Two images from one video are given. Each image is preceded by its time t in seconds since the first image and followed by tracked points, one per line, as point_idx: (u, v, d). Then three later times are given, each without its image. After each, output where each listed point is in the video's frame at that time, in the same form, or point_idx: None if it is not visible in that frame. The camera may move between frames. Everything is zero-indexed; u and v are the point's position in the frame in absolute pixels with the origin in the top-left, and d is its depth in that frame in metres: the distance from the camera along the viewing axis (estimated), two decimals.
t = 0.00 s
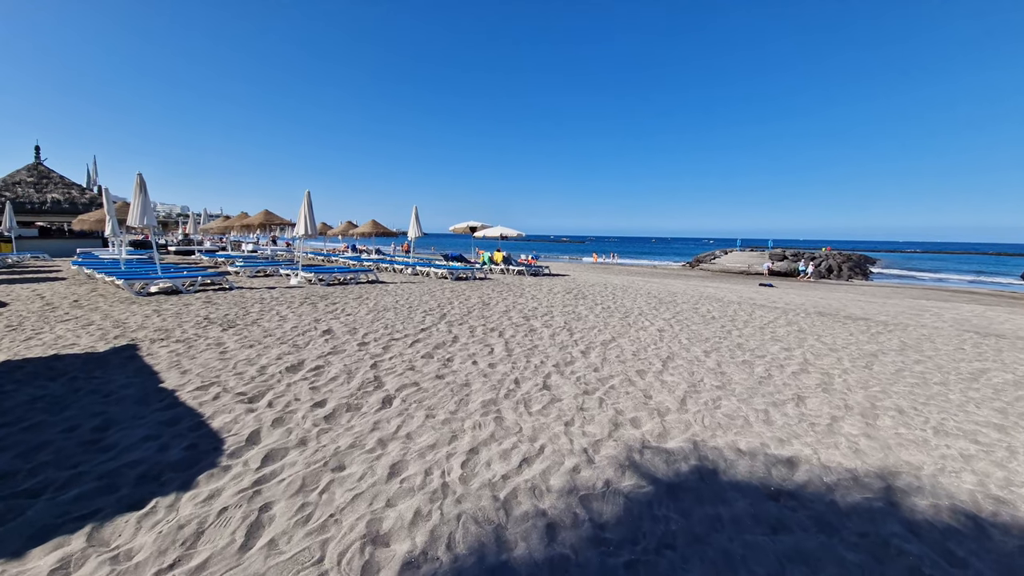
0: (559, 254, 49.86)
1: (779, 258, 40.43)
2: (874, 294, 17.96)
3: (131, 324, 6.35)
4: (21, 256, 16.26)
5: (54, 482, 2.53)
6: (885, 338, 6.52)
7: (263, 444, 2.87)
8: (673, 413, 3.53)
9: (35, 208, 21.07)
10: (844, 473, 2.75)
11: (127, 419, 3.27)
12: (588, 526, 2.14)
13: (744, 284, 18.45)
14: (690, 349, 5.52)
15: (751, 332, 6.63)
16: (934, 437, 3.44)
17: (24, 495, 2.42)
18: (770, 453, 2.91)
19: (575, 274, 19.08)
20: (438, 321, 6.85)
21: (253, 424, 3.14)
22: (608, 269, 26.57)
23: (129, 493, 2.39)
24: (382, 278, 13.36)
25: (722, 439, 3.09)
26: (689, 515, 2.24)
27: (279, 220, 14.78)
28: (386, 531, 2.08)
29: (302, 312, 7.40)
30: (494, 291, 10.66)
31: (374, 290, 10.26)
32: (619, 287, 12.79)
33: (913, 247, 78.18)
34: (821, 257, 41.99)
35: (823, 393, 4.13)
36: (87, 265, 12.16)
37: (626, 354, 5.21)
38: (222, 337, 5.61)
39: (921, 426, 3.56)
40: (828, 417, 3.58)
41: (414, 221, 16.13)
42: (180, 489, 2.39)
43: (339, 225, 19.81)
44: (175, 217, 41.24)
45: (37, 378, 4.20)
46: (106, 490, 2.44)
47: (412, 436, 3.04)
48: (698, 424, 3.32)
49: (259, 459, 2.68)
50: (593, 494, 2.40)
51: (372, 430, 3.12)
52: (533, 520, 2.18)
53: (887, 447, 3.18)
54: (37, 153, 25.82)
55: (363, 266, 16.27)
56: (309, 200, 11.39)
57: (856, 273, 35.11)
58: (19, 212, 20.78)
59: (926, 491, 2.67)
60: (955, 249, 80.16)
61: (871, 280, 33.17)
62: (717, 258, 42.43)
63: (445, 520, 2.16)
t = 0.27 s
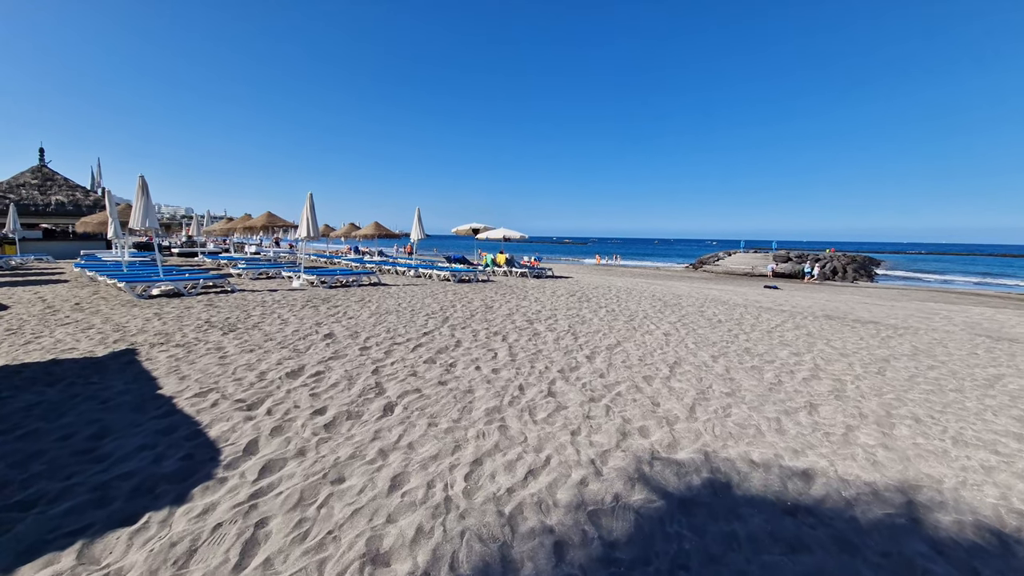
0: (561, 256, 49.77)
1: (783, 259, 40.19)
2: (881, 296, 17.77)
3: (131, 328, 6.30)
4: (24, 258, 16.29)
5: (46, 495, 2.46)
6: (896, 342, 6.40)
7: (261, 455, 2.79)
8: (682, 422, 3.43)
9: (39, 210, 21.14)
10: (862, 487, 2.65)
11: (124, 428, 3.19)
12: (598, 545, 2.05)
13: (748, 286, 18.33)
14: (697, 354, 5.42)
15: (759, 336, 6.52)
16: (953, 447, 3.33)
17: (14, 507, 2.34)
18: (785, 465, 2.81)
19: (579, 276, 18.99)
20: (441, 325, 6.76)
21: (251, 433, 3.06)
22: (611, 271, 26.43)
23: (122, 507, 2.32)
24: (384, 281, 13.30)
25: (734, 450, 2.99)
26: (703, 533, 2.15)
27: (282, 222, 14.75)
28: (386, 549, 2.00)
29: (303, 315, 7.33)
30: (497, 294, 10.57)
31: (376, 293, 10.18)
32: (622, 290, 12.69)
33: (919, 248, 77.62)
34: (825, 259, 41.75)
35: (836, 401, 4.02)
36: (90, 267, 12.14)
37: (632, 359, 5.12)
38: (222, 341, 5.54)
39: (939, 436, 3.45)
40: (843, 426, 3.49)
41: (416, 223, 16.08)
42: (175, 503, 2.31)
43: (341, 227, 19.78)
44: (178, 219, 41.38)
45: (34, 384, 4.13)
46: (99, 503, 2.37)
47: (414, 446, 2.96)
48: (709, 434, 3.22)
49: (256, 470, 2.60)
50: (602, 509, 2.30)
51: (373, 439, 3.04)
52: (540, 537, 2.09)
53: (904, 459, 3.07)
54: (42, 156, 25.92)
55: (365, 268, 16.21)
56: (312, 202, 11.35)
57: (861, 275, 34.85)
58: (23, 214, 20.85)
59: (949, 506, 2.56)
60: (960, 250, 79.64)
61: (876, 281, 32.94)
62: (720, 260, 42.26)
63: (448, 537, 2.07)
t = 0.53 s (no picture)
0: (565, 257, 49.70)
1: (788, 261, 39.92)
2: (888, 298, 17.58)
3: (132, 330, 6.25)
4: (30, 258, 16.37)
5: (39, 503, 2.39)
6: (907, 346, 6.27)
7: (259, 462, 2.72)
8: (692, 429, 3.33)
9: (44, 211, 21.28)
10: (882, 500, 2.55)
11: (121, 435, 3.13)
12: (608, 561, 1.96)
13: (754, 288, 18.17)
14: (705, 358, 5.32)
15: (768, 339, 6.40)
16: (973, 457, 3.22)
17: (5, 517, 2.28)
18: (801, 476, 2.71)
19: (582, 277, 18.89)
20: (444, 327, 6.68)
21: (249, 439, 2.99)
22: (615, 272, 26.29)
23: (116, 517, 2.25)
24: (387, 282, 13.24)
25: (746, 459, 2.89)
26: (718, 549, 2.05)
27: (285, 223, 14.73)
28: (387, 565, 1.92)
29: (305, 317, 7.27)
30: (501, 295, 10.50)
31: (379, 295, 10.12)
32: (627, 291, 12.58)
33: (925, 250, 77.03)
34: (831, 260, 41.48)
35: (850, 407, 3.91)
36: (94, 268, 12.16)
37: (638, 363, 5.02)
38: (223, 343, 5.48)
39: (958, 445, 3.34)
40: (858, 434, 3.40)
41: (420, 224, 16.03)
42: (169, 514, 2.24)
43: (345, 228, 19.77)
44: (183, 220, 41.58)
45: (33, 387, 4.08)
46: (92, 513, 2.30)
47: (416, 453, 2.88)
48: (720, 441, 3.12)
49: (254, 478, 2.53)
50: (611, 522, 2.21)
51: (375, 446, 2.96)
52: (548, 553, 2.00)
53: (923, 470, 2.97)
54: (47, 156, 26.05)
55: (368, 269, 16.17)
56: (315, 203, 11.31)
57: (868, 277, 34.57)
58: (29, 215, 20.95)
59: (973, 520, 2.46)
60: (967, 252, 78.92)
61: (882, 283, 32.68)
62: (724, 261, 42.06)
63: (451, 552, 1.99)
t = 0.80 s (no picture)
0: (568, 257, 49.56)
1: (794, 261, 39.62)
2: (896, 299, 17.36)
3: (133, 330, 6.20)
4: (35, 258, 16.42)
5: (29, 511, 2.31)
6: (922, 348, 6.13)
7: (257, 469, 2.63)
8: (704, 434, 3.22)
9: (50, 211, 21.38)
10: (906, 511, 2.44)
11: (117, 439, 3.06)
12: None
13: (760, 288, 18.01)
14: (714, 360, 5.20)
15: (778, 341, 6.27)
16: (998, 464, 3.10)
17: None
18: (820, 485, 2.60)
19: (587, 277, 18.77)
20: (447, 328, 6.59)
21: (248, 445, 2.91)
22: (619, 273, 26.14)
23: (108, 526, 2.17)
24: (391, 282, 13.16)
25: (762, 467, 2.78)
26: (737, 565, 1.95)
27: (289, 223, 14.69)
28: None
29: (308, 317, 7.20)
30: (505, 296, 10.40)
31: (382, 295, 10.05)
32: (632, 292, 12.46)
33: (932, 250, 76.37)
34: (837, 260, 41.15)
35: (866, 412, 3.79)
36: (97, 268, 12.15)
37: (646, 365, 4.91)
38: (224, 344, 5.41)
39: (981, 452, 3.22)
40: (878, 441, 3.29)
41: (423, 224, 15.97)
42: (163, 524, 2.15)
43: (349, 228, 19.74)
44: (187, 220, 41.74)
45: (30, 389, 4.02)
46: (83, 522, 2.22)
47: (419, 460, 2.78)
48: (734, 448, 3.01)
49: (251, 486, 2.44)
50: (623, 535, 2.11)
51: (376, 452, 2.87)
52: (557, 568, 1.90)
53: (947, 479, 2.85)
54: (53, 157, 26.19)
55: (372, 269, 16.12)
56: (318, 203, 11.25)
57: (874, 277, 34.24)
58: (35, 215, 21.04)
59: (1003, 533, 2.35)
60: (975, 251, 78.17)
61: (889, 283, 32.37)
62: (728, 261, 41.79)
63: (455, 567, 1.89)
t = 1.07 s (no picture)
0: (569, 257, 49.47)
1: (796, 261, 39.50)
2: (900, 299, 17.23)
3: (130, 331, 6.12)
4: (35, 258, 16.37)
5: (16, 519, 2.23)
6: (930, 349, 6.03)
7: (252, 475, 2.55)
8: (713, 439, 3.13)
9: (51, 211, 21.35)
10: (927, 521, 2.35)
11: (110, 444, 2.98)
12: None
13: (763, 288, 17.91)
14: (720, 362, 5.11)
15: (784, 342, 6.17)
16: (1016, 470, 3.01)
17: None
18: (836, 493, 2.51)
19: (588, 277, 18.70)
20: (448, 328, 6.51)
21: (243, 450, 2.82)
22: (621, 272, 26.03)
23: (96, 536, 2.09)
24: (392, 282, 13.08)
25: (775, 474, 2.69)
26: None
27: (289, 223, 14.62)
28: None
29: (307, 318, 7.12)
30: (507, 296, 10.32)
31: (382, 295, 9.96)
32: (635, 292, 12.36)
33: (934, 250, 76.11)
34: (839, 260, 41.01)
35: (878, 416, 3.70)
36: (97, 268, 12.09)
37: (651, 367, 4.81)
38: (222, 345, 5.33)
39: (999, 458, 3.13)
40: (892, 446, 3.19)
41: (424, 223, 15.90)
42: (153, 535, 2.07)
43: (349, 228, 19.68)
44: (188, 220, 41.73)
45: (23, 391, 3.94)
46: (71, 531, 2.14)
47: (419, 466, 2.70)
48: (744, 453, 2.91)
49: (246, 494, 2.36)
50: (632, 547, 2.02)
51: (375, 457, 2.78)
52: None
53: (966, 486, 2.76)
54: (54, 156, 26.19)
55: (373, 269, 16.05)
56: (319, 203, 11.18)
57: (877, 277, 34.09)
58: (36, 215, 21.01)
59: None
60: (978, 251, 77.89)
61: (892, 283, 32.24)
62: (730, 261, 41.66)
63: None
